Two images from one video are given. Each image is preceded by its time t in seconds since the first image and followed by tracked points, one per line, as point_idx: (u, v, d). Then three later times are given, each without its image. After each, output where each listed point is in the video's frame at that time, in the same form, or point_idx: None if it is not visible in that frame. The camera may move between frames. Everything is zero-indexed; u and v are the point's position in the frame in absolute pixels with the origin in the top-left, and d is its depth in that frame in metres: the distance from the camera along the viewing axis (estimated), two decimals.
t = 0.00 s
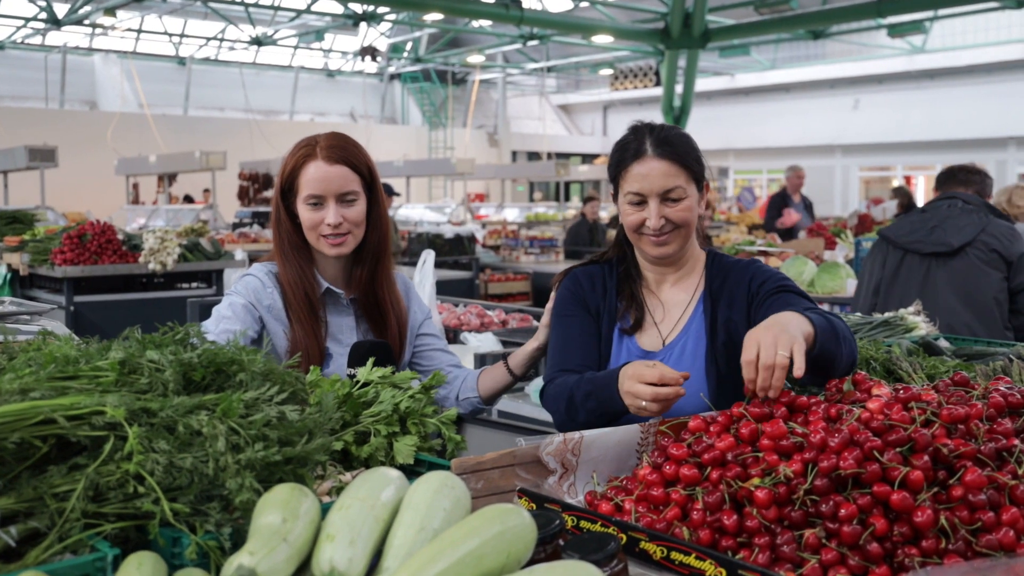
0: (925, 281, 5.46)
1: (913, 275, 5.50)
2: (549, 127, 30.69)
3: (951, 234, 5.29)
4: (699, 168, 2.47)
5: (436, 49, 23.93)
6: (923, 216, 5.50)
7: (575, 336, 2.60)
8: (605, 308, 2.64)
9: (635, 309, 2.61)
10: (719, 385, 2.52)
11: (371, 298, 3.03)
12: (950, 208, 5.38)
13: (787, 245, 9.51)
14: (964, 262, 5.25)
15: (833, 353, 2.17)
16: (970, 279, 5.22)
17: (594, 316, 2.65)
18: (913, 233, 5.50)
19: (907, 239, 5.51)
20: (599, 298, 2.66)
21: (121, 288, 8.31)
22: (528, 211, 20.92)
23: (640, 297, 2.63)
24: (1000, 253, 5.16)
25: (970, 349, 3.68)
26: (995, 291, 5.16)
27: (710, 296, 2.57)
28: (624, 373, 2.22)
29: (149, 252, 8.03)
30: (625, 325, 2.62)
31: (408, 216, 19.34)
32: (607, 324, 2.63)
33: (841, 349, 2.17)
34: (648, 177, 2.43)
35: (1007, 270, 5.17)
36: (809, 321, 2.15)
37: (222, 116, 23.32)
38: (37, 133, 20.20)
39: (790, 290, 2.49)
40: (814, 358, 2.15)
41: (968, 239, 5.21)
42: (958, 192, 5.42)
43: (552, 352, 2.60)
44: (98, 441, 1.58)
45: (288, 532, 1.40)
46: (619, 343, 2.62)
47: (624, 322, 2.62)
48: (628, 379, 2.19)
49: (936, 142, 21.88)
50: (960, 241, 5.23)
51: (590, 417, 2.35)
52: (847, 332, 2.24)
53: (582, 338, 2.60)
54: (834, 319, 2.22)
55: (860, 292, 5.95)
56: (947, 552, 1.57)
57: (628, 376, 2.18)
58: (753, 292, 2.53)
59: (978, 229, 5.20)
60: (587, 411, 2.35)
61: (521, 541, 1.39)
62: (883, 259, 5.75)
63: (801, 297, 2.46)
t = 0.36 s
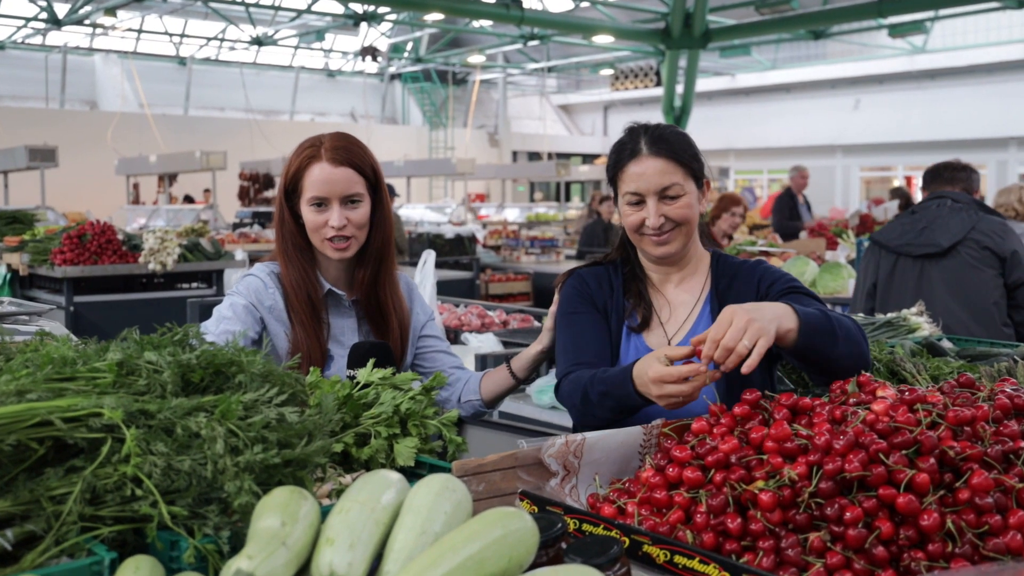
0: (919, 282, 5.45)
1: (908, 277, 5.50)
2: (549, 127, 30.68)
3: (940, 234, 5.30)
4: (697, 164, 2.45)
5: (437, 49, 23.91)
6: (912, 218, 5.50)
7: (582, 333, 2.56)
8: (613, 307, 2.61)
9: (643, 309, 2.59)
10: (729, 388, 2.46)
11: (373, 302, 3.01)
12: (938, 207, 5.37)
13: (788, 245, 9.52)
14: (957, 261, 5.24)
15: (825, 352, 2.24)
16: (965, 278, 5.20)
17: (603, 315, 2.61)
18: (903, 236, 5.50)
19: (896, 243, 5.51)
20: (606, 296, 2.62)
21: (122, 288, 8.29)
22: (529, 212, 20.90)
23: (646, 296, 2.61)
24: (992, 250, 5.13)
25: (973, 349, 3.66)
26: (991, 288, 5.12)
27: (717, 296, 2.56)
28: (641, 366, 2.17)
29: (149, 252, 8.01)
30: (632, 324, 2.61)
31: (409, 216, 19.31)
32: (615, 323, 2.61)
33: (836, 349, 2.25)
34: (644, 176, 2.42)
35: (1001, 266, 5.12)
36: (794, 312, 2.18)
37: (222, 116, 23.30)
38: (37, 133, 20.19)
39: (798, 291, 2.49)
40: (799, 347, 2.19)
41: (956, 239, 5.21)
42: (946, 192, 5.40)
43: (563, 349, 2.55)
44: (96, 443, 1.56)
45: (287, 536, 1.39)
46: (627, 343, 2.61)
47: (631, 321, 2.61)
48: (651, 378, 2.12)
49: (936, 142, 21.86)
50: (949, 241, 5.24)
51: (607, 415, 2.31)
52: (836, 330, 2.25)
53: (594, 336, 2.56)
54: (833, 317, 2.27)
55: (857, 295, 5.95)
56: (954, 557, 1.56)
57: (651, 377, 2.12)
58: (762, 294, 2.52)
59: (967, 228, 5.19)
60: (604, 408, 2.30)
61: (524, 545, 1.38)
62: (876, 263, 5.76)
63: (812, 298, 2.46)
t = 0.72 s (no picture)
0: (907, 282, 5.45)
1: (897, 277, 5.50)
2: (550, 127, 30.66)
3: (927, 236, 5.29)
4: (689, 162, 2.44)
5: (438, 49, 23.88)
6: (902, 218, 5.47)
7: (574, 334, 2.55)
8: (606, 307, 2.60)
9: (636, 309, 2.57)
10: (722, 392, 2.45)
11: (373, 300, 3.02)
12: (927, 207, 5.33)
13: (788, 244, 9.51)
14: (946, 261, 5.23)
15: (814, 365, 2.21)
16: (954, 279, 5.19)
17: (596, 316, 2.60)
18: (892, 238, 5.50)
19: (886, 245, 5.51)
20: (600, 297, 2.61)
21: (121, 289, 8.27)
22: (530, 211, 20.87)
23: (640, 295, 2.59)
24: (981, 249, 5.09)
25: (973, 350, 3.64)
26: (980, 289, 5.10)
27: (708, 295, 2.54)
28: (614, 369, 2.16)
29: (148, 252, 8.00)
30: (625, 324, 2.58)
31: (409, 215, 19.29)
32: (608, 325, 2.59)
33: (828, 359, 2.22)
34: (636, 173, 2.40)
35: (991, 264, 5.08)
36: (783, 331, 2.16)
37: (223, 116, 23.29)
38: (38, 133, 20.21)
39: (791, 291, 2.49)
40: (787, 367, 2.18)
41: (944, 240, 5.19)
42: (936, 190, 5.35)
43: (554, 351, 2.55)
44: (84, 446, 1.55)
45: (276, 540, 1.37)
46: (617, 341, 2.59)
47: (624, 322, 2.58)
48: (625, 382, 2.11)
49: (937, 141, 21.86)
50: (934, 243, 5.23)
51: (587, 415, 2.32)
52: (827, 341, 2.22)
53: (585, 335, 2.55)
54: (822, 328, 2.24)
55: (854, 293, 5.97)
56: (951, 561, 1.54)
57: (625, 380, 2.11)
58: (754, 294, 2.51)
59: (955, 228, 5.16)
60: (584, 409, 2.31)
61: (515, 549, 1.36)
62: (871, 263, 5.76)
63: (805, 300, 2.46)
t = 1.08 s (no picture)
0: (908, 285, 5.43)
1: (897, 281, 5.48)
2: (552, 127, 30.64)
3: (926, 242, 5.25)
4: (681, 161, 2.43)
5: (440, 50, 23.86)
6: (899, 221, 5.41)
7: (565, 338, 2.53)
8: (595, 309, 2.57)
9: (625, 310, 2.54)
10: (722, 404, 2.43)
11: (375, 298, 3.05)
12: (923, 210, 5.26)
13: (789, 245, 9.49)
14: (949, 264, 5.24)
15: (818, 368, 2.20)
16: (960, 279, 5.21)
17: (585, 319, 2.58)
18: (889, 241, 5.45)
19: (885, 249, 5.45)
20: (588, 299, 2.59)
21: (121, 289, 8.26)
22: (532, 212, 20.86)
23: (629, 297, 2.57)
24: (981, 249, 5.11)
25: (974, 351, 3.61)
26: (982, 289, 5.15)
27: (701, 297, 2.51)
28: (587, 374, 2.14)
29: (148, 253, 7.99)
30: (614, 325, 2.56)
31: (411, 216, 19.25)
32: (597, 326, 2.56)
33: (831, 364, 2.21)
34: (629, 173, 2.38)
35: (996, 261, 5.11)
36: (779, 338, 2.14)
37: (226, 117, 23.29)
38: (39, 134, 20.21)
39: (790, 293, 2.48)
40: (787, 370, 2.15)
41: (944, 243, 5.18)
42: (931, 191, 5.25)
43: (546, 356, 2.53)
44: (71, 449, 1.53)
45: (262, 545, 1.35)
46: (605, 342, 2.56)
47: (613, 323, 2.56)
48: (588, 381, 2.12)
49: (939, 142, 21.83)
50: (935, 249, 5.22)
51: (574, 421, 2.31)
52: (829, 347, 2.21)
53: (576, 340, 2.53)
54: (822, 334, 2.23)
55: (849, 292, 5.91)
56: (949, 565, 1.52)
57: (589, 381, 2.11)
58: (752, 296, 2.49)
59: (954, 229, 5.14)
60: (571, 415, 2.30)
61: (506, 554, 1.34)
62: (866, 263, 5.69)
63: (805, 303, 2.46)
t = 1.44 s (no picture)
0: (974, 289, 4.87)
1: (958, 286, 4.90)
2: (554, 127, 30.58)
3: (989, 239, 4.79)
4: (681, 162, 2.40)
5: (443, 50, 23.82)
6: (952, 219, 4.88)
7: (569, 343, 2.53)
8: (602, 313, 2.56)
9: (632, 314, 2.53)
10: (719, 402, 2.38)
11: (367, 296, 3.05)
12: (975, 208, 4.86)
13: (792, 245, 9.46)
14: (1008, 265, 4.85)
15: (789, 382, 2.04)
16: (1020, 279, 4.84)
17: (593, 322, 2.57)
18: (947, 243, 4.86)
19: (948, 251, 4.84)
20: (595, 302, 2.58)
21: (122, 290, 8.25)
22: (535, 212, 20.84)
23: (636, 300, 2.55)
24: None
25: (980, 352, 3.59)
26: None
27: (704, 300, 2.48)
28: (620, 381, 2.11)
29: (149, 254, 7.97)
30: (621, 329, 2.54)
31: (414, 217, 19.25)
32: (605, 329, 2.56)
33: (800, 377, 2.07)
34: (627, 175, 2.35)
35: None
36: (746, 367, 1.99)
37: (229, 118, 23.30)
38: (43, 135, 20.23)
39: (779, 293, 2.39)
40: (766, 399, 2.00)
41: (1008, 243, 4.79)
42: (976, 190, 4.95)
43: (552, 360, 2.53)
44: (63, 454, 1.51)
45: (255, 552, 1.33)
46: (614, 346, 2.55)
47: (619, 326, 2.54)
48: (623, 395, 2.08)
49: (942, 142, 21.80)
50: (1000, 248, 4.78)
51: (592, 427, 2.28)
52: (791, 358, 2.08)
53: (582, 344, 2.53)
54: (781, 347, 2.09)
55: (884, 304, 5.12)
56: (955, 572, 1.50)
57: (624, 394, 2.07)
58: (744, 298, 2.42)
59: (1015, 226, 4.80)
60: (588, 422, 2.27)
61: (503, 561, 1.32)
62: (909, 271, 5.06)
63: (790, 304, 2.36)
